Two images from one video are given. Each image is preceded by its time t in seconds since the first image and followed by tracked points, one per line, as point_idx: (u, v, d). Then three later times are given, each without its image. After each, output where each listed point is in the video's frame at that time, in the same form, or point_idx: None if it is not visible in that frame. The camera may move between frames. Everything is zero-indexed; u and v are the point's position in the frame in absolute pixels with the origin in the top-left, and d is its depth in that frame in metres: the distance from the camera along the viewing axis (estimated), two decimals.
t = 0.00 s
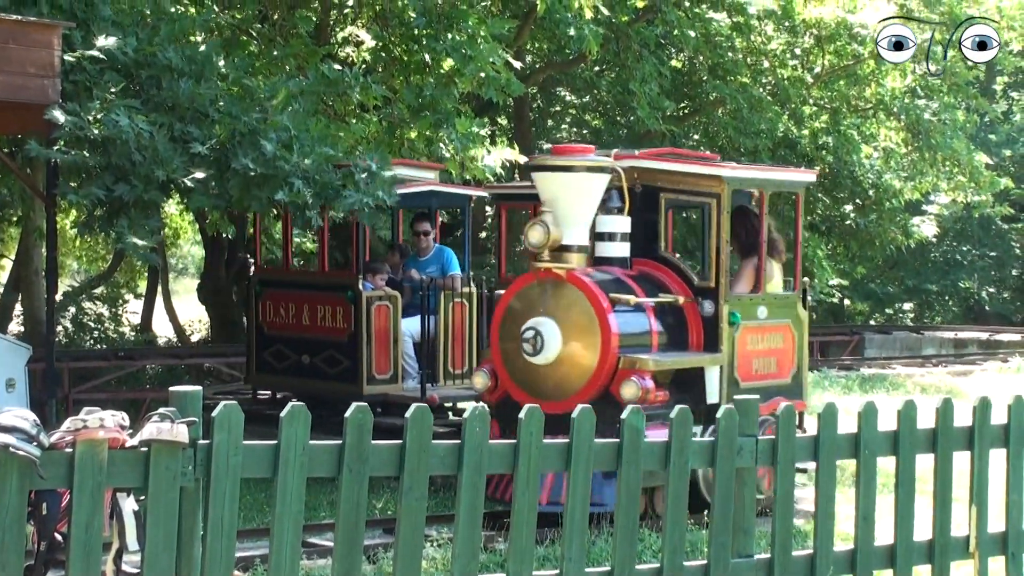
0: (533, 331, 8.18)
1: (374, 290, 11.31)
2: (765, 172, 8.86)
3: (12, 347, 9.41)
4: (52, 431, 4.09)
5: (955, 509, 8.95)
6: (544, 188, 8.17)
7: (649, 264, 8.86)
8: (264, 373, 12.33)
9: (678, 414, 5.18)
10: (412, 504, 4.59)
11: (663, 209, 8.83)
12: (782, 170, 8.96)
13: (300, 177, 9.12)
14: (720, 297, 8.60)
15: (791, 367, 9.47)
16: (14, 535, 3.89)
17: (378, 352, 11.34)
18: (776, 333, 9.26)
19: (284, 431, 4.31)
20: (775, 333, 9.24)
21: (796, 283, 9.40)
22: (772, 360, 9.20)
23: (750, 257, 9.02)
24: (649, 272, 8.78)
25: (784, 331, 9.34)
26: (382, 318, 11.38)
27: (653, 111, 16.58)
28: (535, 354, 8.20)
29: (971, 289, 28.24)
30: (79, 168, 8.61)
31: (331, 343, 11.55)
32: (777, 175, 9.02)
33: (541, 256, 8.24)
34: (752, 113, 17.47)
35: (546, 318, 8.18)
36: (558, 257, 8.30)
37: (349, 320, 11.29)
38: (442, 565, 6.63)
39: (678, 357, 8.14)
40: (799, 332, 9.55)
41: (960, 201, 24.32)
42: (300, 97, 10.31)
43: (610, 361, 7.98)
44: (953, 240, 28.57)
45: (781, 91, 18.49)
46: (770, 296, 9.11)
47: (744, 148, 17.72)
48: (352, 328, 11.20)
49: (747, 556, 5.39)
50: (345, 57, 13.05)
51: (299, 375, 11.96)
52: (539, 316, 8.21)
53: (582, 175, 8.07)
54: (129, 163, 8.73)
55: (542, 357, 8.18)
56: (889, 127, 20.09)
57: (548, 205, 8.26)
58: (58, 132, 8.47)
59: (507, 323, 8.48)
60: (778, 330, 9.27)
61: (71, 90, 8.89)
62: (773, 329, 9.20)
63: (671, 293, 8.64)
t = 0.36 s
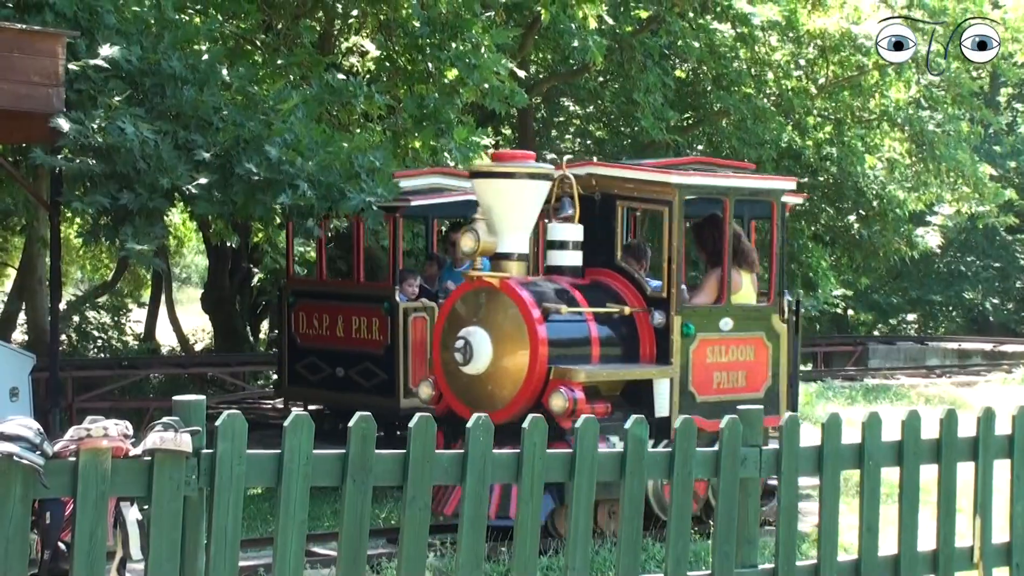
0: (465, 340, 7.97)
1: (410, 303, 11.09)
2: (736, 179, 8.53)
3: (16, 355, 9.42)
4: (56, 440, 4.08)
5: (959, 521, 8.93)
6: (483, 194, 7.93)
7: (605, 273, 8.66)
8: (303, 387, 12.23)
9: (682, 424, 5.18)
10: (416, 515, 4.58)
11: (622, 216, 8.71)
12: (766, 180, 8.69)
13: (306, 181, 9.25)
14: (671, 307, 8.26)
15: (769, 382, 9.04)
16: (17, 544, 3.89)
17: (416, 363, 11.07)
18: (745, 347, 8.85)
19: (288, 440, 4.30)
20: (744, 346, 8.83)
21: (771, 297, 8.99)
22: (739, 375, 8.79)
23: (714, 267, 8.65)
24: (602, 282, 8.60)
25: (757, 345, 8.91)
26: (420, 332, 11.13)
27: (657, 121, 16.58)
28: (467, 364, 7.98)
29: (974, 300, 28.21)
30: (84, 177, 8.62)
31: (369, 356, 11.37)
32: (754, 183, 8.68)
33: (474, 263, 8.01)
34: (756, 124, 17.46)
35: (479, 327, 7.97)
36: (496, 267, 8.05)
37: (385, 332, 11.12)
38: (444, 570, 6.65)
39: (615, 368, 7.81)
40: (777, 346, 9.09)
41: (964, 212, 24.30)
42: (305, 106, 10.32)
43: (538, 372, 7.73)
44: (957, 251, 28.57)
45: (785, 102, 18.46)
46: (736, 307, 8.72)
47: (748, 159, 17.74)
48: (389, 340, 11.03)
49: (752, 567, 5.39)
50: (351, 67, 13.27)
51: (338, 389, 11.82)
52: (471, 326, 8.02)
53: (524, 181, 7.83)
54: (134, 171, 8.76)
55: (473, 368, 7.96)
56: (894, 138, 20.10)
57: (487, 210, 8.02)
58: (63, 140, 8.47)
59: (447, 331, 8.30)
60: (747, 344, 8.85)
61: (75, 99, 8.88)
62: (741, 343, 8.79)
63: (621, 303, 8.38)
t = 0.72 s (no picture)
0: (403, 346, 7.93)
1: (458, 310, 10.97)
2: (694, 180, 8.29)
3: (28, 362, 9.43)
4: (67, 447, 4.06)
5: (971, 524, 8.89)
6: (424, 198, 7.90)
7: (560, 276, 8.52)
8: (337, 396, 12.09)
9: (693, 429, 5.15)
10: (427, 521, 4.58)
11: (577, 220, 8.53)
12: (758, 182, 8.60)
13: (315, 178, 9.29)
14: (620, 312, 8.07)
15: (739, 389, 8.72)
16: (28, 550, 3.88)
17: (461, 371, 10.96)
18: (710, 352, 8.57)
19: (298, 447, 4.30)
20: (710, 352, 8.55)
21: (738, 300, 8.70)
22: (704, 382, 8.51)
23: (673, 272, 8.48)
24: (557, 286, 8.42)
25: (725, 351, 8.62)
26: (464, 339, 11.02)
27: (666, 125, 16.53)
28: (405, 370, 7.94)
29: (985, 303, 28.13)
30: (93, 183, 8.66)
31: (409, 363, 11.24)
32: (716, 183, 8.41)
33: (412, 268, 8.00)
34: (765, 128, 17.43)
35: (417, 333, 7.92)
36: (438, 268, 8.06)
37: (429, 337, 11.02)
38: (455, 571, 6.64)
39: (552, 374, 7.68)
40: (748, 352, 8.79)
41: (974, 215, 24.23)
42: (314, 112, 10.33)
43: (471, 377, 7.62)
44: (967, 254, 28.73)
45: (794, 106, 18.43)
46: (698, 312, 8.47)
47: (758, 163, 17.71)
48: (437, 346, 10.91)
49: (764, 572, 5.36)
50: (360, 72, 13.32)
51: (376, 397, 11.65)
52: (409, 331, 7.97)
53: (465, 183, 7.79)
54: (143, 177, 8.79)
55: (411, 374, 7.92)
56: (904, 141, 20.06)
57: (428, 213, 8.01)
58: (71, 148, 8.49)
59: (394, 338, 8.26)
60: (712, 349, 8.57)
61: (84, 106, 8.89)
62: (704, 348, 8.51)
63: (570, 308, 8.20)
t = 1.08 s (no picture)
0: (346, 350, 7.20)
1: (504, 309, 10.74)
2: (652, 179, 7.41)
3: (44, 364, 9.46)
4: (82, 449, 4.06)
5: (988, 532, 8.83)
6: (369, 197, 7.20)
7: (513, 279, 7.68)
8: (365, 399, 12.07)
9: (708, 434, 5.12)
10: (442, 525, 4.56)
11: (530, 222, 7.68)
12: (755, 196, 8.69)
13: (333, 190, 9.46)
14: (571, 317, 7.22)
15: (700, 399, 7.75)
16: (43, 552, 3.88)
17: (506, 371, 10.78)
18: (670, 359, 7.63)
19: (314, 450, 4.28)
20: (669, 359, 7.61)
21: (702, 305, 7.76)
22: (663, 390, 7.58)
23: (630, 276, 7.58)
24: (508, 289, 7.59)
25: (686, 357, 7.68)
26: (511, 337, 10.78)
27: (683, 131, 16.52)
28: (349, 376, 7.21)
29: (1002, 310, 28.00)
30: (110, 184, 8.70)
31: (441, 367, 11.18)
32: (677, 184, 7.50)
33: (355, 270, 7.27)
34: (781, 133, 17.38)
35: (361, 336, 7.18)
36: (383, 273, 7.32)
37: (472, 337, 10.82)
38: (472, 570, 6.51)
39: (497, 382, 6.85)
40: (712, 360, 7.82)
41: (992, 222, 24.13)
42: (331, 117, 10.34)
43: (413, 384, 6.84)
44: (983, 260, 28.66)
45: (811, 111, 18.38)
46: (656, 317, 7.57)
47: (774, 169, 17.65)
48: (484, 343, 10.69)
49: None
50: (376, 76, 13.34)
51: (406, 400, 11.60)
52: (353, 336, 7.24)
53: (413, 184, 7.12)
54: (159, 180, 8.83)
55: (355, 379, 7.18)
56: (921, 147, 19.99)
57: (372, 213, 7.30)
58: (89, 150, 8.51)
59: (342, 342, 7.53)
60: (672, 356, 7.62)
61: (101, 109, 8.93)
62: (662, 355, 7.58)
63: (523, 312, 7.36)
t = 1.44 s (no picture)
0: (287, 354, 6.98)
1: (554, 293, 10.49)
2: (603, 175, 7.21)
3: (61, 367, 9.48)
4: (99, 453, 4.07)
5: (1006, 531, 8.76)
6: (310, 197, 7.00)
7: (460, 280, 7.48)
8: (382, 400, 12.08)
9: (725, 434, 5.11)
10: (459, 526, 4.55)
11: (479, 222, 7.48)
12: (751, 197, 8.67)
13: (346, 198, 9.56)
14: (519, 317, 7.02)
15: (655, 402, 7.53)
16: (62, 555, 3.88)
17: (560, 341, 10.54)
18: (623, 360, 7.42)
19: (331, 451, 4.27)
20: (622, 359, 7.40)
21: (656, 302, 7.56)
22: (616, 391, 7.36)
23: (579, 275, 7.35)
24: (458, 290, 7.38)
25: (639, 357, 7.47)
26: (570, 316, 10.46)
27: (698, 131, 16.44)
28: (289, 381, 6.99)
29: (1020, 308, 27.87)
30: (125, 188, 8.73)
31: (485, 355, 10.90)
32: (628, 180, 7.31)
33: (296, 272, 7.03)
34: (796, 132, 17.31)
35: (302, 339, 6.97)
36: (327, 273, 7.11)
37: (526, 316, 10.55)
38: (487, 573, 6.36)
39: (441, 385, 6.67)
40: (668, 360, 7.60)
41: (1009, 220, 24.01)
42: (346, 120, 10.34)
43: (352, 389, 6.62)
44: (1000, 258, 28.51)
45: (826, 110, 18.32)
46: (609, 316, 7.36)
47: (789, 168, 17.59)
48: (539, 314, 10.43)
49: None
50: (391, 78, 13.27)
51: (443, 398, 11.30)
52: (294, 339, 7.02)
53: (355, 183, 6.90)
54: (174, 184, 8.85)
55: (295, 384, 6.96)
56: (937, 146, 19.91)
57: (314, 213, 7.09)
58: (104, 154, 8.54)
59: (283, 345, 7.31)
60: (626, 356, 7.42)
61: (116, 112, 8.95)
62: (615, 356, 7.37)
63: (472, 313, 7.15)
